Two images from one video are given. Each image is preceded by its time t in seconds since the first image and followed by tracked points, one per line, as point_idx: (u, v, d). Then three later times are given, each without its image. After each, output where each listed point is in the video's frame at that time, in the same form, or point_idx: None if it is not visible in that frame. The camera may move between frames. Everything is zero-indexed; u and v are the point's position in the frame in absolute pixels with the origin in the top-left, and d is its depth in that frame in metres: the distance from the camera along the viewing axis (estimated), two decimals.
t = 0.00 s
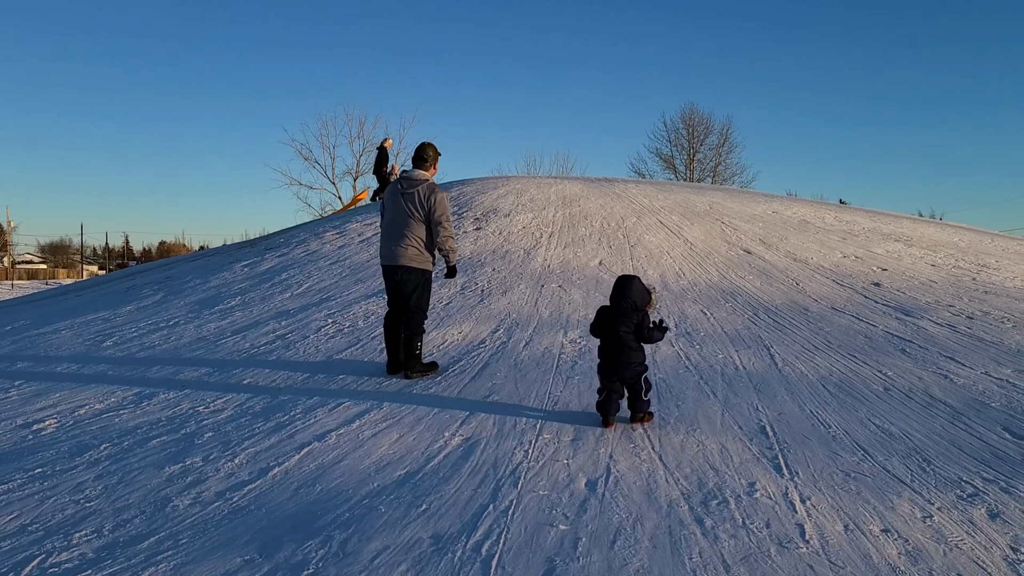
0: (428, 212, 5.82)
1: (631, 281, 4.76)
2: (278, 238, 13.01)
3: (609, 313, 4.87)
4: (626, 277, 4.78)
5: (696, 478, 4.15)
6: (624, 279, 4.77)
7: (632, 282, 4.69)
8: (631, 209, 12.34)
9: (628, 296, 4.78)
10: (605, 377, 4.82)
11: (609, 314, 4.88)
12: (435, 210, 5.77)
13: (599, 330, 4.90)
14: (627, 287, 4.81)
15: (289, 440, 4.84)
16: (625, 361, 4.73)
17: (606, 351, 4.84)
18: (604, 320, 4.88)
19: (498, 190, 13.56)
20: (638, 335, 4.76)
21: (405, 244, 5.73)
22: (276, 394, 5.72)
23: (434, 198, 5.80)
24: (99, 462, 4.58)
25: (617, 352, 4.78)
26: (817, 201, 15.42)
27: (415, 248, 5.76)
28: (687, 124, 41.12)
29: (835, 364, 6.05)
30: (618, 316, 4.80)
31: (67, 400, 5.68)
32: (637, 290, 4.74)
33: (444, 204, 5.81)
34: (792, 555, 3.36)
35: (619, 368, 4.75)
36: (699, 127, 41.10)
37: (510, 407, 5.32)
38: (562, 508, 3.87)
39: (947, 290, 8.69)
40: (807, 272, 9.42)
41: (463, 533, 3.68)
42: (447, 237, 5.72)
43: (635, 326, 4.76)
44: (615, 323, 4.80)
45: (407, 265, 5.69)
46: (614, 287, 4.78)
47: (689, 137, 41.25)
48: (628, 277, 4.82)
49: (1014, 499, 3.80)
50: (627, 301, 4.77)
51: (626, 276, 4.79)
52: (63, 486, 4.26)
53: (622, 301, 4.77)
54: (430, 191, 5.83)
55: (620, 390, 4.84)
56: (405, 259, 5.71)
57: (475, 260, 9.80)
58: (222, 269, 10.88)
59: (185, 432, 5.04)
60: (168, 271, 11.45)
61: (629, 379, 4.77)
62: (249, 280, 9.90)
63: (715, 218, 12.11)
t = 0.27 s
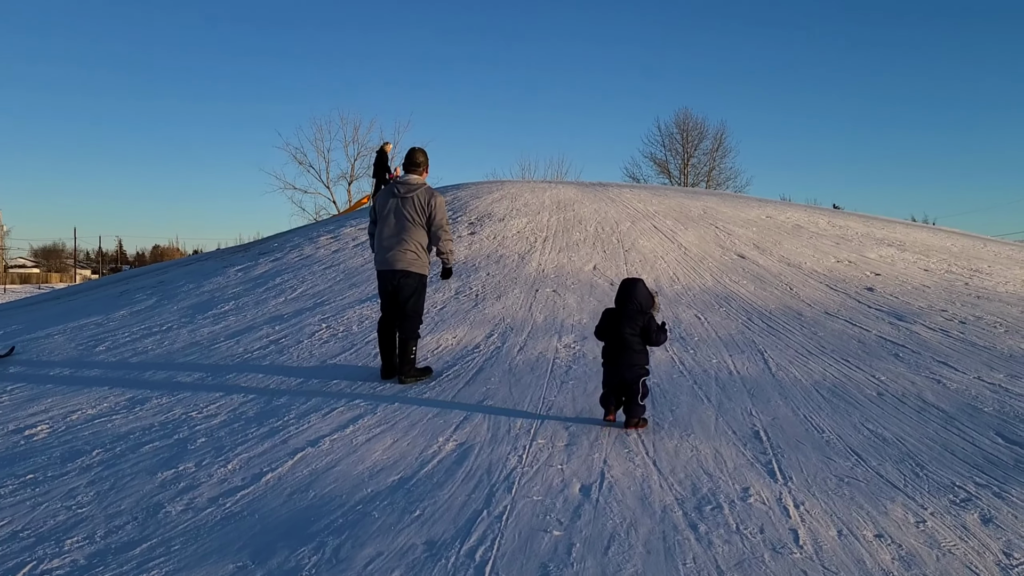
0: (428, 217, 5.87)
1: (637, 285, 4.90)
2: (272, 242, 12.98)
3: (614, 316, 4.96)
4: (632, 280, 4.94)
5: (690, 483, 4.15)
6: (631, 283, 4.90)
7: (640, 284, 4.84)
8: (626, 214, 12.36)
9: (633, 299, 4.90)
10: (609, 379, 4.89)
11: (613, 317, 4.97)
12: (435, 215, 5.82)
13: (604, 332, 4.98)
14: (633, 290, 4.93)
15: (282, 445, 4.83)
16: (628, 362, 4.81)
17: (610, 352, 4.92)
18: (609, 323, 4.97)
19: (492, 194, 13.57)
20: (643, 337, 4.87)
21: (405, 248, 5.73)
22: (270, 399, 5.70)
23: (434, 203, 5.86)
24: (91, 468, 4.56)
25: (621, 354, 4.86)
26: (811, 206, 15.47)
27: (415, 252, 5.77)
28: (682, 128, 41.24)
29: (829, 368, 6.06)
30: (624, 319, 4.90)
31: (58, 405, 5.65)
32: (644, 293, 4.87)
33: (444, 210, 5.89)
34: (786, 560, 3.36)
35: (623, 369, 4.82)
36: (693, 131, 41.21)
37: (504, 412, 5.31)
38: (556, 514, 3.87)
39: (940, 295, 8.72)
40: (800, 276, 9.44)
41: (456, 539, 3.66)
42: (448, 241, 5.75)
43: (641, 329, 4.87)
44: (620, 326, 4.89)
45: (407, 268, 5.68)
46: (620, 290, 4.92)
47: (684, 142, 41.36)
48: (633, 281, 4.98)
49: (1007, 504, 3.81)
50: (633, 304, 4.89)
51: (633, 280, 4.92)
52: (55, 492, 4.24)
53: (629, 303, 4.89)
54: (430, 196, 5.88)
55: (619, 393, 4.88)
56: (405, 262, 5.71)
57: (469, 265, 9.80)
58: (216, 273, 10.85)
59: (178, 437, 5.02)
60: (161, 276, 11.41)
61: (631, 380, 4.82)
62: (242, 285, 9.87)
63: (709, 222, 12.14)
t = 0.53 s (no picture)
0: (424, 223, 5.89)
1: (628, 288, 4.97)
2: (267, 248, 12.96)
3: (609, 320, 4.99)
4: (623, 284, 5.01)
5: (686, 488, 4.15)
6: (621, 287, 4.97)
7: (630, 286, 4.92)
8: (620, 219, 12.39)
9: (625, 302, 4.96)
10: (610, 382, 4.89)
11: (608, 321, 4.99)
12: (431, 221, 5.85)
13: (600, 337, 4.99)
14: (624, 294, 4.99)
15: (277, 452, 4.81)
16: (627, 363, 4.82)
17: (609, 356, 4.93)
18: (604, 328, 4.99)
19: (487, 200, 13.58)
20: (639, 338, 4.89)
21: (402, 253, 5.73)
22: (264, 406, 5.68)
23: (429, 209, 5.89)
24: (85, 476, 4.53)
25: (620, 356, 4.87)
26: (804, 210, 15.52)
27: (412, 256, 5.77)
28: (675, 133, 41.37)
29: (824, 373, 6.07)
30: (619, 322, 4.93)
31: (52, 413, 5.62)
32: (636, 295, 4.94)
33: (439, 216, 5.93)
34: (782, 566, 3.35)
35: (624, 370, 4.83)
36: (687, 137, 41.35)
37: (499, 418, 5.30)
38: (552, 520, 3.86)
39: (933, 300, 8.75)
40: (794, 281, 9.47)
41: (452, 545, 3.65)
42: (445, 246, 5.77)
43: (637, 329, 4.90)
44: (616, 329, 4.91)
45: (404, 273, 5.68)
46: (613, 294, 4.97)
47: (677, 147, 41.48)
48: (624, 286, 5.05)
49: (1002, 508, 3.82)
50: (626, 306, 4.94)
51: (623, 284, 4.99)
52: (48, 500, 4.21)
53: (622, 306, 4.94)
54: (425, 202, 5.91)
55: (619, 396, 4.87)
56: (402, 267, 5.70)
57: (464, 271, 9.80)
58: (210, 280, 10.83)
59: (173, 445, 5.00)
60: (155, 282, 11.38)
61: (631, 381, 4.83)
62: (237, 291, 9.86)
63: (703, 227, 12.17)
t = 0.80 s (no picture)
0: (419, 228, 5.89)
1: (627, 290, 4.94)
2: (262, 254, 12.95)
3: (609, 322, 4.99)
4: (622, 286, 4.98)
5: (686, 491, 4.16)
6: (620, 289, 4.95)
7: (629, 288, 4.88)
8: (615, 222, 12.40)
9: (625, 304, 4.94)
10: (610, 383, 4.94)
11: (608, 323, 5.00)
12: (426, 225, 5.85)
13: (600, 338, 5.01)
14: (624, 296, 4.97)
15: (276, 459, 4.81)
16: (626, 365, 4.84)
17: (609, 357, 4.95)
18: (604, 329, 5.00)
19: (482, 205, 13.59)
20: (639, 339, 4.90)
21: (398, 258, 5.73)
22: (262, 413, 5.68)
23: (424, 214, 5.89)
24: (84, 484, 4.53)
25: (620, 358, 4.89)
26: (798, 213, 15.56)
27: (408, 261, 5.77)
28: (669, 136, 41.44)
29: (821, 375, 6.09)
30: (618, 324, 4.93)
31: (49, 422, 5.61)
32: (635, 297, 4.92)
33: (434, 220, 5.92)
34: (783, 567, 3.37)
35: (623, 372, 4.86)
36: (680, 139, 41.43)
37: (497, 423, 5.31)
38: (552, 524, 3.87)
39: (927, 300, 8.78)
40: (790, 283, 9.50)
41: (453, 550, 3.65)
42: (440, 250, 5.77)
43: (636, 331, 4.90)
44: (615, 331, 4.92)
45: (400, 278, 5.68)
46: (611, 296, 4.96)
47: (670, 149, 41.53)
48: (623, 287, 5.02)
49: (1000, 508, 3.83)
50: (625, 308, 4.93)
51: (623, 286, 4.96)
52: (48, 509, 4.21)
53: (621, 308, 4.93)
54: (420, 207, 5.91)
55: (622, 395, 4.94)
56: (397, 272, 5.70)
57: (460, 275, 9.80)
58: (205, 286, 10.80)
59: (171, 452, 4.99)
60: (151, 289, 11.35)
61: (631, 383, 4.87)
62: (232, 298, 9.84)
63: (698, 230, 12.20)
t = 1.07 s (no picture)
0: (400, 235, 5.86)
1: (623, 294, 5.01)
2: (241, 261, 12.83)
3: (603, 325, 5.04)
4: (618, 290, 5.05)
5: (668, 495, 4.18)
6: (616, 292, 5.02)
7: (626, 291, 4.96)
8: (595, 228, 12.44)
9: (620, 307, 5.01)
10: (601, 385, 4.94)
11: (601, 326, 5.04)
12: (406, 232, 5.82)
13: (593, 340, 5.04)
14: (620, 299, 5.04)
15: (257, 467, 4.77)
16: (618, 367, 4.86)
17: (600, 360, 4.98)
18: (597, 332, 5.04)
19: (462, 210, 13.58)
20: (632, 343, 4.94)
21: (379, 265, 5.70)
22: (242, 421, 5.63)
23: (405, 220, 5.86)
24: (60, 495, 4.46)
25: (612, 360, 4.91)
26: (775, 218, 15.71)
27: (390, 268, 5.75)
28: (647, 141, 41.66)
29: (800, 378, 6.15)
30: (612, 327, 4.98)
31: (23, 432, 5.51)
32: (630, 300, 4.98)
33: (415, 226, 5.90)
34: (764, 570, 3.39)
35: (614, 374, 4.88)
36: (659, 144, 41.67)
37: (479, 429, 5.30)
38: (535, 529, 3.86)
39: (903, 304, 8.90)
40: (768, 287, 9.59)
41: (436, 557, 3.64)
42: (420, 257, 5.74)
43: (629, 335, 4.95)
44: (609, 334, 4.96)
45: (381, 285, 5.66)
46: (607, 298, 5.02)
47: (649, 155, 41.73)
48: (619, 291, 5.09)
49: (975, 508, 3.89)
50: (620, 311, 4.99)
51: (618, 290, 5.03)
52: (23, 520, 4.14)
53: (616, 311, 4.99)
54: (400, 213, 5.88)
55: (609, 399, 4.95)
56: (379, 279, 5.67)
57: (441, 281, 9.78)
58: (184, 293, 10.68)
59: (150, 461, 4.93)
60: (127, 297, 11.20)
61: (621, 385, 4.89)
62: (211, 305, 9.75)
63: (678, 235, 12.27)
